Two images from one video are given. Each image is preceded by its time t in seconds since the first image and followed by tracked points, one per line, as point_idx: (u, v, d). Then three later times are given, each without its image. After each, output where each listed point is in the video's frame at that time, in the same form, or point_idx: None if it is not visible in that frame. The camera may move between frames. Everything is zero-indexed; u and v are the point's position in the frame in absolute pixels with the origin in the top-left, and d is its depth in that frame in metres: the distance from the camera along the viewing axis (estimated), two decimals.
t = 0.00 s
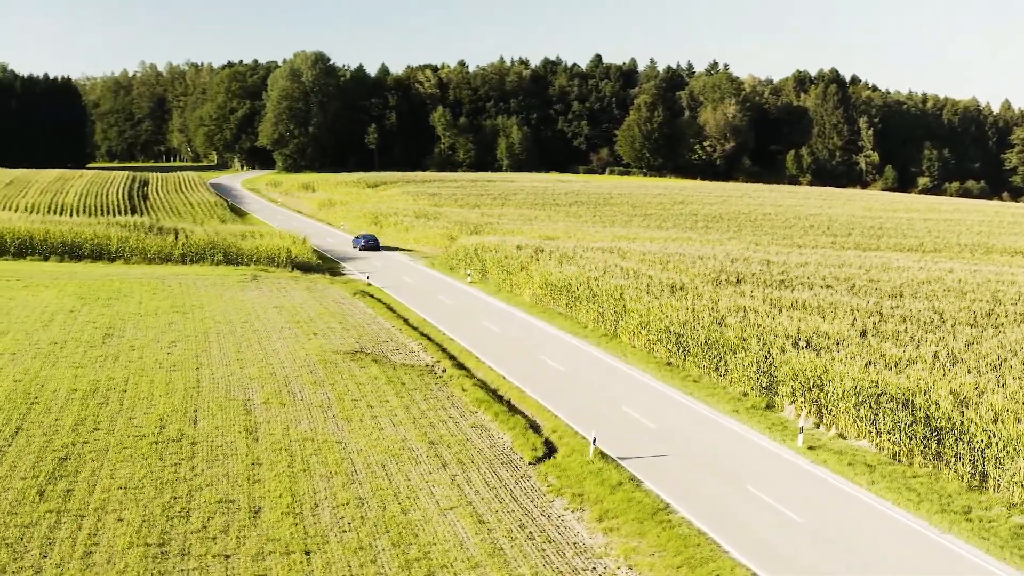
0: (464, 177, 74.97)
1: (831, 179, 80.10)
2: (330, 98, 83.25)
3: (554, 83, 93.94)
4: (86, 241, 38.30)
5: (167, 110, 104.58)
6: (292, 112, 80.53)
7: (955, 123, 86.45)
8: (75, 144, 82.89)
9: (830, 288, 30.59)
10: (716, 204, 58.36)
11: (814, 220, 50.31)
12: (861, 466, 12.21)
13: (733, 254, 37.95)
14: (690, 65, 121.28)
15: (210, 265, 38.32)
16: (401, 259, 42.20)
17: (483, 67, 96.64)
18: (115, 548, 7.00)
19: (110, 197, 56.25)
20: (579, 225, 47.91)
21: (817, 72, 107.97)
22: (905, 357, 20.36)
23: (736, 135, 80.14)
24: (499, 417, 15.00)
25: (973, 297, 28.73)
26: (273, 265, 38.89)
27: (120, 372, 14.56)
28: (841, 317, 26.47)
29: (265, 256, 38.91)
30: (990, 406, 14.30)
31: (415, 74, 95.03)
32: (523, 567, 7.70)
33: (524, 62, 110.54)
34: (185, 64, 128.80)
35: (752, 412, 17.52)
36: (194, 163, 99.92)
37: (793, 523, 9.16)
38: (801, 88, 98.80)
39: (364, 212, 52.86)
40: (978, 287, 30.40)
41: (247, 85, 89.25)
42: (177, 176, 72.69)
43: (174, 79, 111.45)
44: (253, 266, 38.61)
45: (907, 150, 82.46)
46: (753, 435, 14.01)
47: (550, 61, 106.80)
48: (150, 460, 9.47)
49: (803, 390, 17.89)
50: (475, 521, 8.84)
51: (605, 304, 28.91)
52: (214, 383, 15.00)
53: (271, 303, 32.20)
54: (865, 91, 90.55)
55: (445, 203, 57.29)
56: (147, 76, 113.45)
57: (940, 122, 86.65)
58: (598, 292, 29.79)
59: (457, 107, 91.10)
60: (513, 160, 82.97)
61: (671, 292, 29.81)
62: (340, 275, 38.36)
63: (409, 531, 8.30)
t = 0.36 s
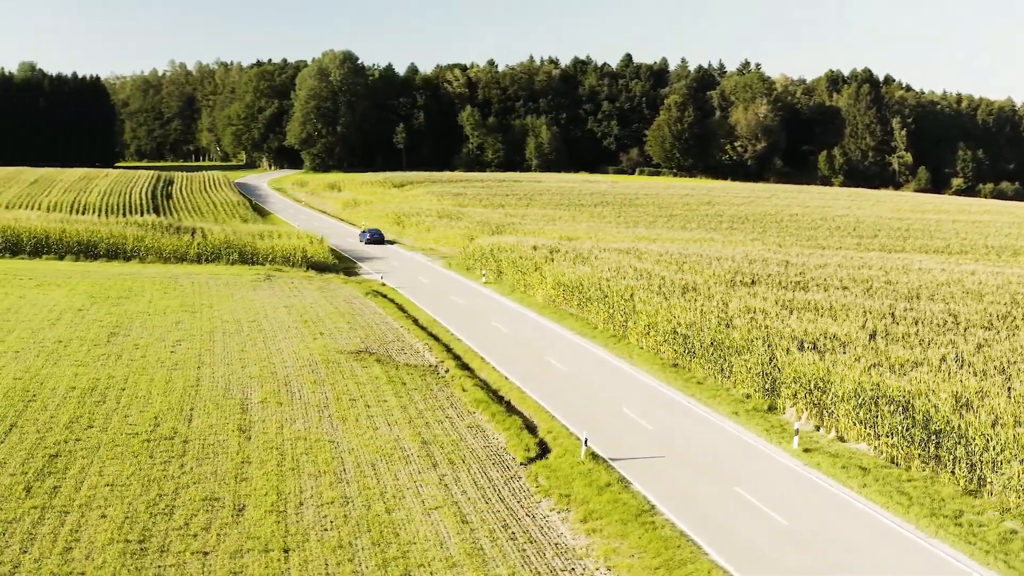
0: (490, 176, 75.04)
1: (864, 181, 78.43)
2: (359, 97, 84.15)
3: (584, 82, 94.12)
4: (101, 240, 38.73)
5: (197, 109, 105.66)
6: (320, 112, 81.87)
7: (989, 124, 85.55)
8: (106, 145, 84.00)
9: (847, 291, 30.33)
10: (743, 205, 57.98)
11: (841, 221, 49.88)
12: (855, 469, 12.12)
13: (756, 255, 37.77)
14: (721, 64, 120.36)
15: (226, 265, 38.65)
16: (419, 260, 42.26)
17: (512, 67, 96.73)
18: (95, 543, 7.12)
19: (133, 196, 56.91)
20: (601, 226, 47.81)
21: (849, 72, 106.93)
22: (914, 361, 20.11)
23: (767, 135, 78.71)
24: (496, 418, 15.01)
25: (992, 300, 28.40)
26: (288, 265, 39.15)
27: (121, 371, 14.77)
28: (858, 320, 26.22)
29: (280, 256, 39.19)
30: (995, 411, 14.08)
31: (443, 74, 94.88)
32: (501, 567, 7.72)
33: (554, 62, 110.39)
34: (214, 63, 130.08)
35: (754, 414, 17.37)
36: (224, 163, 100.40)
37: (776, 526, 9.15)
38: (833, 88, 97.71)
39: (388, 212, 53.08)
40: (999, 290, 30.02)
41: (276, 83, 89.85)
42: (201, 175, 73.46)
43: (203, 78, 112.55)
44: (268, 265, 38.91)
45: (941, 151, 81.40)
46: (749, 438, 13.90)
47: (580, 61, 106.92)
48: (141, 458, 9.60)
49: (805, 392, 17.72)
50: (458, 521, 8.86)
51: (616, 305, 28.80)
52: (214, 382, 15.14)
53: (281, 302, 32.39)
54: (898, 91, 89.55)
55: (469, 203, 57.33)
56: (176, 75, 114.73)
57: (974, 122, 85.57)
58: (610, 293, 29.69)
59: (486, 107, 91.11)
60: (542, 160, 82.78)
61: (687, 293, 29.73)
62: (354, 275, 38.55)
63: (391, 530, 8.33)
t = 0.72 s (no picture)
0: (517, 177, 75.13)
1: (897, 182, 77.63)
2: (387, 97, 84.26)
3: (615, 82, 93.97)
4: (118, 239, 39.19)
5: (227, 109, 106.71)
6: (348, 112, 82.15)
7: None
8: (134, 144, 84.12)
9: (863, 293, 30.07)
10: (771, 206, 57.66)
11: (868, 222, 49.51)
12: (849, 471, 12.06)
13: (778, 257, 37.59)
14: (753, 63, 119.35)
15: (241, 264, 38.98)
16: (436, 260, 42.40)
17: (543, 67, 96.69)
18: (76, 540, 7.26)
19: (156, 194, 57.58)
20: (624, 226, 47.72)
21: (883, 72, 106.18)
22: (922, 365, 19.92)
23: (800, 135, 78.08)
24: (492, 418, 15.05)
25: (1010, 303, 28.12)
26: (304, 265, 39.43)
27: (122, 369, 14.97)
28: (873, 322, 26.03)
29: (295, 256, 39.45)
30: (996, 414, 13.93)
31: (473, 74, 94.92)
32: (478, 567, 7.76)
33: (585, 61, 110.14)
34: (244, 63, 131.42)
35: (754, 415, 17.27)
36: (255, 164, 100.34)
37: (760, 529, 9.16)
38: (867, 88, 97.47)
39: (412, 212, 53.37)
40: (1019, 293, 29.67)
41: (304, 83, 90.27)
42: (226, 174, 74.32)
43: (233, 78, 113.76)
44: (283, 265, 39.24)
45: (975, 152, 80.21)
46: (744, 440, 13.87)
47: (609, 61, 106.46)
48: (132, 456, 9.73)
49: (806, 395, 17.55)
50: (441, 521, 8.91)
51: (626, 306, 28.70)
52: (214, 381, 15.30)
53: (291, 302, 32.62)
54: (933, 91, 88.60)
55: (493, 203, 57.40)
56: (207, 75, 115.98)
57: (1008, 124, 84.54)
58: (620, 293, 29.61)
59: (515, 106, 90.91)
60: (572, 160, 82.53)
61: (702, 294, 29.67)
62: (369, 275, 38.78)
63: (372, 529, 8.39)
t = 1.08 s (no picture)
0: (546, 177, 74.98)
1: (932, 184, 76.79)
2: (416, 96, 84.49)
3: (645, 81, 91.82)
4: (134, 238, 39.61)
5: (257, 108, 107.63)
6: (377, 111, 82.27)
7: None
8: (161, 143, 84.21)
9: (880, 295, 29.76)
10: (798, 207, 57.20)
11: (896, 224, 49.03)
12: (841, 475, 11.96)
13: (801, 258, 37.27)
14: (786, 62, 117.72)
15: (256, 264, 39.28)
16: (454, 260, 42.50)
17: (573, 66, 95.37)
18: (57, 536, 7.39)
19: (179, 192, 58.15)
20: (648, 227, 47.58)
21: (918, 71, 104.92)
22: (929, 368, 19.71)
23: (832, 136, 77.24)
24: (488, 418, 15.06)
25: None
26: (319, 265, 39.68)
27: (125, 368, 15.17)
28: (888, 324, 25.74)
29: (311, 255, 39.72)
30: (995, 417, 13.76)
31: (503, 73, 94.52)
32: (454, 567, 7.79)
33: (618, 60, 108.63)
34: (275, 62, 132.57)
35: (755, 417, 17.13)
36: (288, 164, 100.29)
37: (743, 531, 9.13)
38: (903, 87, 96.65)
39: (435, 213, 53.58)
40: None
41: (333, 83, 90.89)
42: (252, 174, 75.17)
43: (263, 77, 114.95)
44: (299, 265, 39.54)
45: (1011, 153, 79.69)
46: (742, 443, 13.77)
47: (639, 58, 104.99)
48: (122, 454, 9.86)
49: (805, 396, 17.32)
50: (423, 521, 8.95)
51: (635, 307, 28.59)
52: (214, 379, 15.44)
53: (302, 301, 32.79)
54: (968, 90, 87.47)
55: (518, 204, 57.28)
56: (236, 74, 116.96)
57: None
58: (630, 295, 29.48)
59: (545, 106, 90.31)
60: (602, 160, 81.77)
61: (717, 296, 29.51)
62: (382, 276, 38.95)
63: (352, 528, 8.45)
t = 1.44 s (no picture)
0: (573, 177, 74.83)
1: (966, 185, 76.02)
2: (445, 96, 83.32)
3: (678, 80, 91.64)
4: (150, 238, 40.03)
5: (287, 107, 108.42)
6: (406, 111, 81.37)
7: None
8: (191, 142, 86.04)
9: (895, 297, 29.53)
10: (827, 208, 56.80)
11: (924, 225, 48.59)
12: (833, 478, 11.91)
13: (822, 260, 36.98)
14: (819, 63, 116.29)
15: (271, 263, 39.59)
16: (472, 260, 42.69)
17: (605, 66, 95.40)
18: (38, 534, 7.55)
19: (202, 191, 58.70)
20: (673, 228, 47.44)
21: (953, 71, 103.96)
22: (935, 370, 19.54)
23: (866, 136, 75.14)
24: (482, 419, 15.06)
25: None
26: (334, 265, 39.94)
27: (127, 367, 15.41)
28: (899, 327, 25.51)
29: (326, 255, 39.99)
30: (992, 421, 13.65)
31: (534, 72, 94.72)
32: (429, 567, 7.82)
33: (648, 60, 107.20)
34: (305, 62, 133.74)
35: (754, 419, 17.00)
36: (322, 163, 100.65)
37: (723, 533, 9.15)
38: (937, 88, 96.20)
39: (457, 212, 53.73)
40: None
41: (363, 83, 91.15)
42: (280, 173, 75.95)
43: (293, 77, 116.20)
44: (315, 265, 39.82)
45: None
46: (734, 445, 13.74)
47: (669, 58, 104.06)
48: (112, 452, 10.03)
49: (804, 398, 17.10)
50: (403, 521, 8.98)
51: (644, 309, 28.46)
52: (213, 378, 15.60)
53: (312, 301, 33.00)
54: (1003, 90, 86.52)
55: (544, 205, 57.09)
56: (266, 74, 117.84)
57: None
58: (639, 296, 29.38)
59: (576, 105, 89.88)
60: (633, 161, 81.09)
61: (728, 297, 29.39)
62: (396, 276, 39.06)
63: (332, 527, 8.51)
